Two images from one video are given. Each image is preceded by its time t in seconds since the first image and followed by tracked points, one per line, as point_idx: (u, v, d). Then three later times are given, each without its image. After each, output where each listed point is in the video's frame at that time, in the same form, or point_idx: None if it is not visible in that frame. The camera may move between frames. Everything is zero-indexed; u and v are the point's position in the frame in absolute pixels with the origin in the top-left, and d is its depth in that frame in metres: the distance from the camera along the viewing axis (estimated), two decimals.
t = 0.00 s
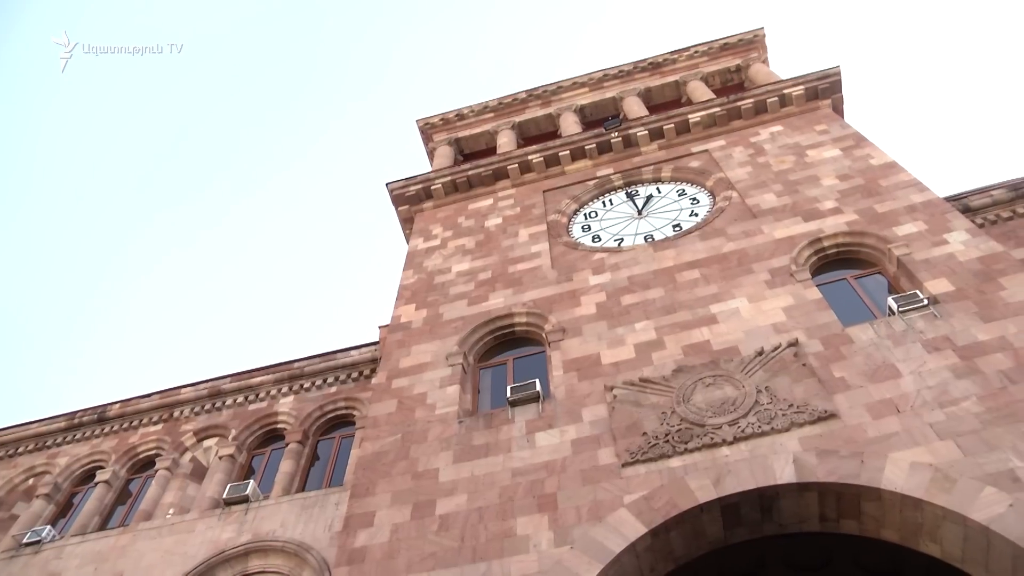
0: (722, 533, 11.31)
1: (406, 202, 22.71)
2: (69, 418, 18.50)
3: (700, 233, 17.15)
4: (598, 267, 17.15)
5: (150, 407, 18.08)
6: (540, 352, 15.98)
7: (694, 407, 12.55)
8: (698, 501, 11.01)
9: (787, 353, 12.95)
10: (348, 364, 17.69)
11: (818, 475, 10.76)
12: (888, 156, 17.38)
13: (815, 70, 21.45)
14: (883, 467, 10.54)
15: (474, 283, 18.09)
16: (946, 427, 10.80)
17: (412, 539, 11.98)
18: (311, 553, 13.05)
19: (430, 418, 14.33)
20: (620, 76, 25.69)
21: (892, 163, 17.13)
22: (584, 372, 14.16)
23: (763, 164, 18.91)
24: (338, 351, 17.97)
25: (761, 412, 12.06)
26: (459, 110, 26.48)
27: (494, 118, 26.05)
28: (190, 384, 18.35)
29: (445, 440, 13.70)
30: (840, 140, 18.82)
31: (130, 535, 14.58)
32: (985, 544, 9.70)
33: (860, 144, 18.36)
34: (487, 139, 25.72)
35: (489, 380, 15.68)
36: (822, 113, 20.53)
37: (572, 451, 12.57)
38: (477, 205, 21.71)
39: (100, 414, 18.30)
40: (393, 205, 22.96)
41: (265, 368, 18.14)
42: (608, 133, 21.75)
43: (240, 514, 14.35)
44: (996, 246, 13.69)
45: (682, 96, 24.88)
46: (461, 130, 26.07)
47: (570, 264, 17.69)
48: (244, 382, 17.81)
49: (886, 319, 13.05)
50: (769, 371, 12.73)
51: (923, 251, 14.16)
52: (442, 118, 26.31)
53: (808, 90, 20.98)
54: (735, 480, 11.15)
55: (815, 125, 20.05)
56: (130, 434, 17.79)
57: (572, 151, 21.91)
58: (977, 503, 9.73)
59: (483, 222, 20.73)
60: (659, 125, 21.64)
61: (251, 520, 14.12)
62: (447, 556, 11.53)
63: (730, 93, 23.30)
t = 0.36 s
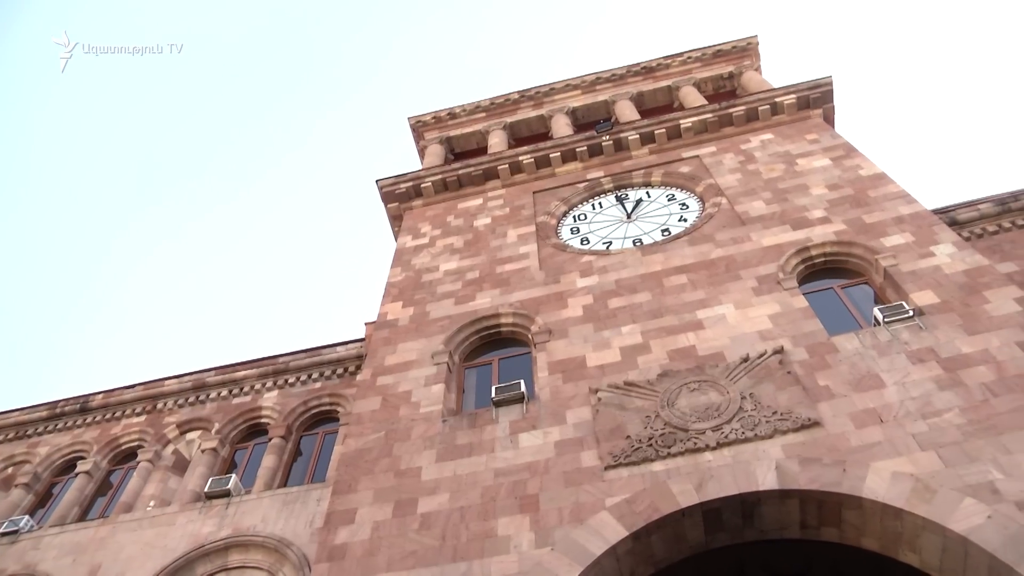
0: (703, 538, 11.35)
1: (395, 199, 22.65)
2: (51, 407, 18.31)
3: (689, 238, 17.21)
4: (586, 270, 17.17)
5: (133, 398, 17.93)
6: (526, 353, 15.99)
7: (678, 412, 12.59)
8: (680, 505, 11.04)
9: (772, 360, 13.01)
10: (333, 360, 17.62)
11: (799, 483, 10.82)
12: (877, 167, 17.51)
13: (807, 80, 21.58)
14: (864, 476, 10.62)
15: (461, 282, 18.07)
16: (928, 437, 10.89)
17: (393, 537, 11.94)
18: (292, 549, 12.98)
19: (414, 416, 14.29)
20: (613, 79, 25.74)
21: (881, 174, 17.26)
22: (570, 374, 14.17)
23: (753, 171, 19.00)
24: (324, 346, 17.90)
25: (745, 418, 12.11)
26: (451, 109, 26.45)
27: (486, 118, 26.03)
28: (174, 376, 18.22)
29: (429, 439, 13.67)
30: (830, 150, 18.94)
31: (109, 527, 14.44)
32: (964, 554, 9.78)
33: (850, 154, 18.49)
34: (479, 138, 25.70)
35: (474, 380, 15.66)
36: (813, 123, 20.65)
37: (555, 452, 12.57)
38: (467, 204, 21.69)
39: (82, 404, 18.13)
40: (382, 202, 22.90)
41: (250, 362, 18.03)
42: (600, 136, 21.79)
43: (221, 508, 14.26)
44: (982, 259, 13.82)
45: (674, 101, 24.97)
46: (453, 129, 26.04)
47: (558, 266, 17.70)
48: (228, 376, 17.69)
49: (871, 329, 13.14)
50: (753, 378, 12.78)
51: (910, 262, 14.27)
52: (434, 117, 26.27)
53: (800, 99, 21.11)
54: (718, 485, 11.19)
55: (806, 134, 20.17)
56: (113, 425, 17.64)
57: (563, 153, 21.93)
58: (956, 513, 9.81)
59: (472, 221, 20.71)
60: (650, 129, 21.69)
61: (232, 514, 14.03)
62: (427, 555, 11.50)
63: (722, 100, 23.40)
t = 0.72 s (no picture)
0: (686, 542, 11.38)
1: (387, 196, 22.59)
2: (35, 397, 18.16)
3: (679, 242, 17.25)
4: (576, 272, 17.18)
5: (119, 389, 17.80)
6: (514, 353, 15.98)
7: (664, 416, 12.62)
8: (664, 509, 11.06)
9: (760, 366, 13.06)
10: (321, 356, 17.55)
11: (784, 489, 10.87)
12: (868, 177, 17.61)
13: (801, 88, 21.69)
14: (848, 484, 10.67)
15: (451, 281, 18.04)
16: (912, 447, 10.95)
17: (376, 534, 11.90)
18: (275, 544, 12.91)
19: (400, 414, 14.25)
20: (608, 82, 25.78)
21: (872, 183, 17.36)
22: (557, 376, 14.17)
23: (744, 178, 19.07)
24: (312, 342, 17.82)
25: (731, 424, 12.15)
26: (445, 107, 26.42)
27: (479, 117, 26.01)
28: (161, 369, 18.11)
29: (415, 437, 13.63)
30: (822, 158, 19.04)
31: (91, 519, 14.33)
32: (945, 563, 9.85)
33: (841, 163, 18.59)
34: (472, 138, 25.67)
35: (461, 379, 15.64)
36: (805, 131, 20.75)
37: (541, 453, 12.57)
38: (458, 203, 21.67)
39: (67, 394, 17.98)
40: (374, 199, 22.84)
41: (238, 356, 17.94)
42: (592, 138, 21.82)
43: (204, 502, 14.17)
44: (970, 271, 13.93)
45: (668, 105, 25.03)
46: (446, 128, 26.01)
47: (548, 267, 17.70)
48: (215, 369, 17.59)
49: (859, 337, 13.21)
50: (740, 384, 12.83)
51: (899, 272, 14.37)
52: (427, 115, 26.24)
53: (793, 107, 21.20)
54: (702, 489, 11.22)
55: (798, 142, 20.28)
56: (97, 416, 17.50)
57: (555, 155, 21.94)
58: (938, 523, 9.88)
59: (463, 221, 20.68)
60: (644, 133, 21.73)
61: (215, 509, 13.95)
62: (411, 553, 11.47)
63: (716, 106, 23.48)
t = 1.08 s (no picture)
0: (671, 545, 11.39)
1: (378, 194, 22.52)
2: (21, 389, 18.00)
3: (669, 246, 17.30)
4: (566, 273, 17.19)
5: (105, 382, 17.67)
6: (502, 353, 15.97)
7: (651, 418, 12.64)
8: (650, 511, 11.08)
9: (747, 370, 13.11)
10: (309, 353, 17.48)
11: (769, 493, 10.91)
12: (858, 184, 17.71)
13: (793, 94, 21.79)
14: (834, 489, 10.73)
15: (440, 280, 18.01)
16: (898, 453, 11.02)
17: (361, 533, 11.86)
18: (260, 541, 12.84)
19: (387, 412, 14.20)
20: (601, 84, 25.82)
21: (862, 191, 17.46)
22: (545, 377, 14.17)
23: (736, 183, 19.14)
24: (301, 339, 17.75)
25: (718, 427, 12.19)
26: (437, 106, 26.38)
27: (472, 117, 25.99)
28: (148, 362, 17.98)
29: (401, 436, 13.60)
30: (813, 165, 19.14)
31: (75, 512, 14.21)
32: (928, 569, 9.91)
33: (832, 170, 18.69)
34: (464, 137, 25.65)
35: (448, 378, 15.61)
36: (797, 137, 20.86)
37: (527, 454, 12.57)
38: (449, 202, 21.64)
39: (53, 387, 17.83)
40: (364, 197, 22.77)
41: (226, 351, 17.85)
42: (585, 140, 21.85)
43: (190, 497, 14.08)
44: (958, 280, 14.03)
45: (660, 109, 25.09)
46: (438, 127, 25.98)
47: (538, 268, 17.70)
48: (202, 364, 17.49)
49: (847, 344, 13.28)
50: (728, 388, 12.87)
51: (887, 280, 14.46)
52: (420, 113, 26.20)
53: (785, 113, 21.30)
54: (688, 492, 11.25)
55: (789, 147, 20.37)
56: (83, 409, 17.37)
57: (547, 156, 21.95)
58: (922, 529, 9.94)
59: (453, 220, 20.66)
60: (636, 136, 21.77)
61: (200, 504, 13.86)
62: (395, 551, 11.44)
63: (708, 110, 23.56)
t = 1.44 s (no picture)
0: (659, 547, 11.41)
1: (373, 191, 22.48)
2: (11, 379, 17.90)
3: (664, 249, 17.33)
4: (559, 274, 17.20)
5: (96, 374, 17.59)
6: (494, 353, 15.97)
7: (642, 421, 12.66)
8: (639, 513, 11.10)
9: (739, 374, 13.14)
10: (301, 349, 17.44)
11: (758, 497, 10.94)
12: (853, 191, 17.77)
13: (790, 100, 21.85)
14: (823, 494, 10.76)
15: (434, 279, 17.99)
16: (887, 460, 11.06)
17: (350, 530, 11.85)
18: (248, 537, 12.80)
19: (378, 410, 14.18)
20: (599, 86, 25.84)
21: (857, 198, 17.52)
22: (537, 377, 14.17)
23: (731, 187, 19.18)
24: (293, 335, 17.72)
25: (709, 431, 12.22)
26: (434, 104, 26.36)
27: (469, 116, 25.98)
28: (140, 355, 17.92)
29: (392, 433, 13.58)
30: (809, 171, 19.20)
31: (63, 505, 14.14)
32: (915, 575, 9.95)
33: (827, 176, 18.75)
34: (460, 136, 25.63)
35: (440, 377, 15.60)
36: (793, 143, 20.92)
37: (517, 454, 12.57)
38: (444, 201, 21.62)
39: (44, 378, 17.74)
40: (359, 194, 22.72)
41: (218, 346, 17.80)
42: (581, 141, 21.87)
43: (179, 491, 14.03)
44: (950, 288, 14.10)
45: (657, 111, 25.13)
46: (435, 125, 25.96)
47: (532, 268, 17.70)
48: (194, 358, 17.44)
49: (839, 350, 13.32)
50: (719, 392, 12.90)
51: (880, 287, 14.51)
52: (417, 111, 26.18)
53: (782, 118, 21.36)
54: (678, 495, 11.27)
55: (785, 153, 20.43)
56: (74, 401, 17.29)
57: (543, 157, 21.96)
58: (910, 536, 9.98)
59: (448, 218, 20.64)
60: (632, 138, 21.80)
61: (190, 499, 13.81)
62: (384, 549, 11.42)
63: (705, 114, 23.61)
